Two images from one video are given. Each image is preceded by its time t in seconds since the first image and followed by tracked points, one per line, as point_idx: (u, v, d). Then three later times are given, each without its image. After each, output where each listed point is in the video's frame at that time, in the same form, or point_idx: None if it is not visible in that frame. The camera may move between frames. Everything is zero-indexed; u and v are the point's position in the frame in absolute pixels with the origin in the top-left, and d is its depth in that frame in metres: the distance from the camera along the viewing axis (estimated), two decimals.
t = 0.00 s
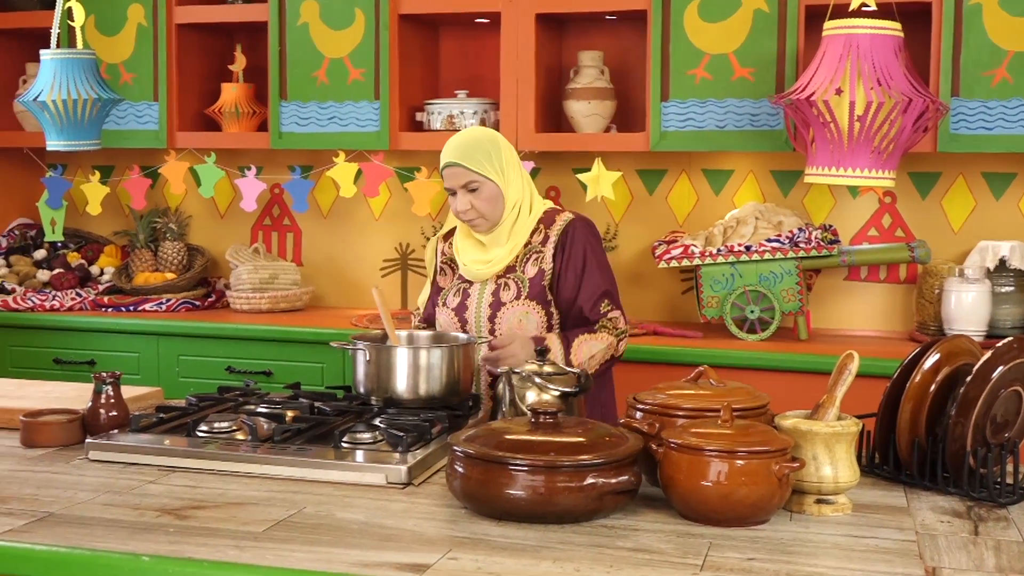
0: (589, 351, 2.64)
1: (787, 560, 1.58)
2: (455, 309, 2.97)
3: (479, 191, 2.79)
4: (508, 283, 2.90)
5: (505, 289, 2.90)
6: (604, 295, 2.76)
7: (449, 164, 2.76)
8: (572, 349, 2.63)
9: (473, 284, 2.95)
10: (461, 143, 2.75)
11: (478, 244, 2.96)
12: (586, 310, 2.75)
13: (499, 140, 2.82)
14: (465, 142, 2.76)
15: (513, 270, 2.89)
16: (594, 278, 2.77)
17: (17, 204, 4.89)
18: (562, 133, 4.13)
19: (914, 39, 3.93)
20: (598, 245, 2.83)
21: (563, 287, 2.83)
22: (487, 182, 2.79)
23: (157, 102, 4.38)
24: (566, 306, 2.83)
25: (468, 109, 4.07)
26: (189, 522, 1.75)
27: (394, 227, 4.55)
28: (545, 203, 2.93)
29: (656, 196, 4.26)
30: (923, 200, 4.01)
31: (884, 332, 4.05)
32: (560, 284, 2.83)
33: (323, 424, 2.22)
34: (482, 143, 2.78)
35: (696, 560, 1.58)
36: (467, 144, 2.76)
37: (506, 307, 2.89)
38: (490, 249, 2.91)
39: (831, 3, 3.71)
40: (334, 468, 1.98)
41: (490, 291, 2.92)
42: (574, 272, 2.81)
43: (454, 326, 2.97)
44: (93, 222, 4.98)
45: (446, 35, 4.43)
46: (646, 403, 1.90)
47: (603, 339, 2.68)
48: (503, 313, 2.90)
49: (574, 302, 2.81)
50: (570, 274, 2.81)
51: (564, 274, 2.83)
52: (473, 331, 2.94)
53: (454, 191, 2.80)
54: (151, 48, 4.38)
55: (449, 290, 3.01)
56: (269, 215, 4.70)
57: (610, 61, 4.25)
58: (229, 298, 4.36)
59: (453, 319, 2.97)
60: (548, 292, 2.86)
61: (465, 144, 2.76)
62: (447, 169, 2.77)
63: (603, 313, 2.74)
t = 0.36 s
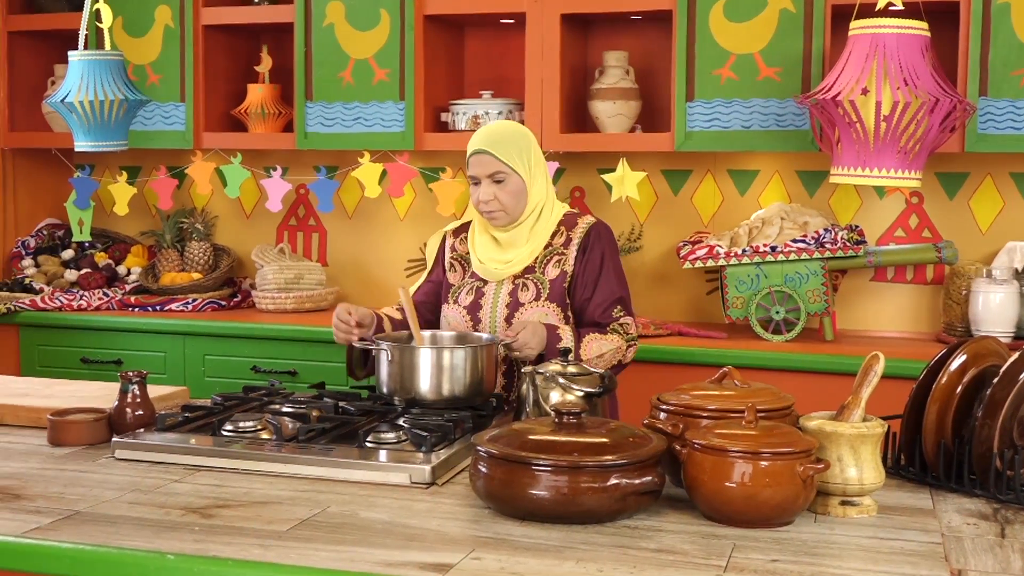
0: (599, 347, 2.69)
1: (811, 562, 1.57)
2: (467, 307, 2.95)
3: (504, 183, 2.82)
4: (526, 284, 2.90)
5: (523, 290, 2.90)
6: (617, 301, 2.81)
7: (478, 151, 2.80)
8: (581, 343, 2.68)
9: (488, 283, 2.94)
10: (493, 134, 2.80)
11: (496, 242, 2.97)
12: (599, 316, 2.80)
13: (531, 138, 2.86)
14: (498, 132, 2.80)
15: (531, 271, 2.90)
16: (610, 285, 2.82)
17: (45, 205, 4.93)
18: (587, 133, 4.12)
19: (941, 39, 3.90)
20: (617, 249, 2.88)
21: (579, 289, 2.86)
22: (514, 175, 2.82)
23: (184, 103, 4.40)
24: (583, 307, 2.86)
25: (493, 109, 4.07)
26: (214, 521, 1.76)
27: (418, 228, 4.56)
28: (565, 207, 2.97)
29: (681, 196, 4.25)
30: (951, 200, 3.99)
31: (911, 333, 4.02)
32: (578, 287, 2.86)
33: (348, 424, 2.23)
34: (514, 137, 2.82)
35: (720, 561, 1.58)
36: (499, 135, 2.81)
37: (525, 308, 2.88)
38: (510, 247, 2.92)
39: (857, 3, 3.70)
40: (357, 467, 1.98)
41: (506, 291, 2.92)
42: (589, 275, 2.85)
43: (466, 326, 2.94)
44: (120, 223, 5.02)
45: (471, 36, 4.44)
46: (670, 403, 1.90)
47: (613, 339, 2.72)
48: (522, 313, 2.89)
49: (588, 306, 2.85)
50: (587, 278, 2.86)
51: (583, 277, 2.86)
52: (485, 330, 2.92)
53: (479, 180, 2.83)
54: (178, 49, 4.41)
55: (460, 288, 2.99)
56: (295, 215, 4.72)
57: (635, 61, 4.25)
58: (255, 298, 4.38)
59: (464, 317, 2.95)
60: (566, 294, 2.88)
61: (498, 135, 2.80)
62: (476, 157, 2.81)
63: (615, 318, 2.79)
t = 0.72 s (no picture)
0: (618, 340, 2.66)
1: (821, 562, 1.56)
2: (467, 310, 2.94)
3: (504, 181, 2.77)
4: (529, 287, 2.89)
5: (526, 293, 2.89)
6: (622, 299, 2.80)
7: (480, 146, 2.76)
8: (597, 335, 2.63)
9: (489, 286, 2.92)
10: (495, 130, 2.76)
11: (497, 242, 2.94)
12: (601, 314, 2.80)
13: (533, 136, 2.82)
14: (501, 129, 2.76)
15: (534, 274, 2.88)
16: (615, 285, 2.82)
17: (59, 205, 4.95)
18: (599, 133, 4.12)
19: (954, 39, 3.89)
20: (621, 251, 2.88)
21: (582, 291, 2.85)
22: (514, 173, 2.77)
23: (196, 103, 4.42)
24: (585, 308, 2.86)
25: (505, 109, 4.07)
26: (225, 520, 1.76)
27: (429, 228, 4.57)
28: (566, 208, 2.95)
29: (693, 196, 4.24)
30: (964, 201, 3.97)
31: (923, 333, 4.01)
32: (582, 288, 2.85)
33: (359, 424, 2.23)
34: (517, 135, 2.78)
35: (730, 562, 1.57)
36: (502, 132, 2.77)
37: (527, 312, 2.87)
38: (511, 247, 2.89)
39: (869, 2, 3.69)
40: (368, 467, 1.98)
41: (508, 294, 2.90)
42: (599, 275, 2.84)
43: (468, 327, 2.93)
44: (133, 223, 5.03)
45: (483, 36, 4.44)
46: (681, 403, 1.89)
47: (627, 333, 2.70)
48: (523, 317, 2.88)
49: (594, 306, 2.83)
50: (589, 279, 2.84)
51: (587, 280, 2.84)
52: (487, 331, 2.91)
53: (479, 176, 2.78)
54: (191, 49, 4.42)
55: (461, 290, 2.96)
56: (307, 215, 4.73)
57: (646, 61, 4.24)
58: (267, 298, 4.39)
59: (465, 319, 2.93)
60: (570, 296, 2.86)
61: (500, 132, 2.76)
62: (478, 152, 2.77)
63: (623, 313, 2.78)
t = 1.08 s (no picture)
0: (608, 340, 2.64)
1: (822, 562, 1.56)
2: (459, 310, 2.94)
3: (492, 180, 2.77)
4: (521, 288, 2.89)
5: (518, 295, 2.89)
6: (613, 298, 2.81)
7: (470, 145, 2.76)
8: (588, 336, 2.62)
9: (481, 286, 2.92)
10: (485, 130, 2.76)
11: (490, 242, 2.92)
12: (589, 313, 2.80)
13: (524, 136, 2.81)
14: (491, 129, 2.77)
15: (526, 276, 2.89)
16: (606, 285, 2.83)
17: (62, 205, 4.96)
18: (602, 133, 4.12)
19: (957, 39, 3.88)
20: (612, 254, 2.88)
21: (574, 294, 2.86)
22: (503, 172, 2.77)
23: (199, 104, 4.42)
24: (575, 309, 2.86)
25: (507, 110, 4.07)
26: (226, 520, 1.76)
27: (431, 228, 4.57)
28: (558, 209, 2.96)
29: (696, 196, 4.24)
30: (966, 201, 3.97)
31: (926, 334, 4.01)
32: (574, 289, 2.86)
33: (360, 424, 2.23)
34: (506, 135, 2.78)
35: (730, 561, 1.57)
36: (491, 131, 2.77)
37: (520, 313, 2.87)
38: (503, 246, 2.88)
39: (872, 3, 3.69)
40: (369, 467, 1.99)
41: (500, 296, 2.90)
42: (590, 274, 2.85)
43: (460, 328, 2.93)
44: (136, 223, 5.04)
45: (485, 36, 4.44)
46: (682, 403, 1.89)
47: (616, 333, 2.69)
48: (516, 318, 2.88)
49: (583, 304, 2.84)
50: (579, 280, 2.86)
51: (578, 281, 2.85)
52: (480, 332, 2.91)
53: (468, 175, 2.78)
54: (194, 49, 4.42)
55: (452, 289, 2.95)
56: (309, 215, 4.74)
57: (649, 62, 4.24)
58: (270, 298, 4.39)
59: (456, 319, 2.93)
60: (562, 298, 2.87)
61: (489, 131, 2.76)
62: (468, 151, 2.77)
63: (613, 313, 2.76)
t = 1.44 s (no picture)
0: (580, 337, 2.71)
1: (824, 562, 1.56)
2: (415, 305, 2.93)
3: (436, 178, 2.77)
4: (477, 285, 2.92)
5: (475, 291, 2.92)
6: (570, 296, 2.85)
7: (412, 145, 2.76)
8: (561, 333, 2.68)
9: (438, 282, 2.93)
10: (428, 130, 2.76)
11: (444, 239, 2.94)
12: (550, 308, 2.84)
13: (468, 134, 2.81)
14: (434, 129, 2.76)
15: (483, 271, 2.92)
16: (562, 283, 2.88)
17: (65, 205, 4.97)
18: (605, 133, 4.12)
19: (960, 38, 3.88)
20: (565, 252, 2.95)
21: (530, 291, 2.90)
22: (446, 170, 2.77)
23: (202, 104, 4.43)
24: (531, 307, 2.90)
25: (510, 109, 4.07)
26: (228, 519, 1.76)
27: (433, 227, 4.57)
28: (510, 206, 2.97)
29: (699, 195, 4.24)
30: (970, 201, 3.96)
31: (930, 333, 4.00)
32: (530, 286, 2.89)
33: (363, 423, 2.23)
34: (449, 134, 2.78)
35: (733, 561, 1.57)
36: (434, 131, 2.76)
37: (476, 309, 2.91)
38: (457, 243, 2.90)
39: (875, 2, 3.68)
40: (372, 467, 1.99)
41: (456, 292, 2.93)
42: (546, 272, 2.90)
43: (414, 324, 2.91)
44: (139, 223, 5.05)
45: (488, 36, 4.44)
46: (685, 403, 1.89)
47: (582, 329, 2.74)
48: (472, 314, 2.92)
49: (541, 303, 2.87)
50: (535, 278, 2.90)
51: (535, 280, 2.89)
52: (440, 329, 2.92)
53: (412, 174, 2.78)
54: (196, 49, 4.43)
55: (408, 286, 2.94)
56: (312, 215, 4.74)
57: (652, 61, 4.24)
58: (273, 298, 4.39)
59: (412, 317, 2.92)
60: (519, 294, 2.91)
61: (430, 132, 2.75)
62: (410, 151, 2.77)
63: (571, 311, 2.82)
